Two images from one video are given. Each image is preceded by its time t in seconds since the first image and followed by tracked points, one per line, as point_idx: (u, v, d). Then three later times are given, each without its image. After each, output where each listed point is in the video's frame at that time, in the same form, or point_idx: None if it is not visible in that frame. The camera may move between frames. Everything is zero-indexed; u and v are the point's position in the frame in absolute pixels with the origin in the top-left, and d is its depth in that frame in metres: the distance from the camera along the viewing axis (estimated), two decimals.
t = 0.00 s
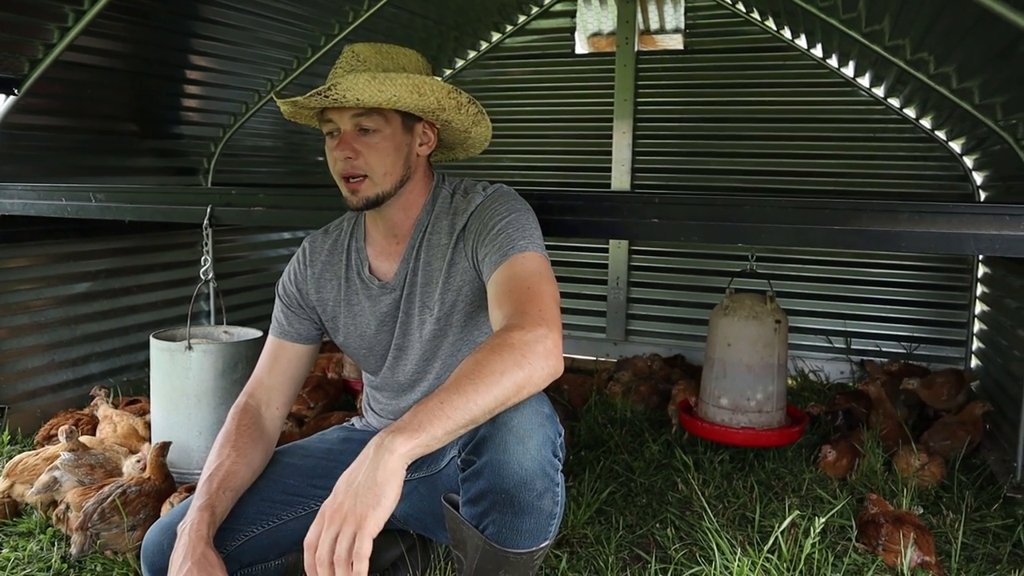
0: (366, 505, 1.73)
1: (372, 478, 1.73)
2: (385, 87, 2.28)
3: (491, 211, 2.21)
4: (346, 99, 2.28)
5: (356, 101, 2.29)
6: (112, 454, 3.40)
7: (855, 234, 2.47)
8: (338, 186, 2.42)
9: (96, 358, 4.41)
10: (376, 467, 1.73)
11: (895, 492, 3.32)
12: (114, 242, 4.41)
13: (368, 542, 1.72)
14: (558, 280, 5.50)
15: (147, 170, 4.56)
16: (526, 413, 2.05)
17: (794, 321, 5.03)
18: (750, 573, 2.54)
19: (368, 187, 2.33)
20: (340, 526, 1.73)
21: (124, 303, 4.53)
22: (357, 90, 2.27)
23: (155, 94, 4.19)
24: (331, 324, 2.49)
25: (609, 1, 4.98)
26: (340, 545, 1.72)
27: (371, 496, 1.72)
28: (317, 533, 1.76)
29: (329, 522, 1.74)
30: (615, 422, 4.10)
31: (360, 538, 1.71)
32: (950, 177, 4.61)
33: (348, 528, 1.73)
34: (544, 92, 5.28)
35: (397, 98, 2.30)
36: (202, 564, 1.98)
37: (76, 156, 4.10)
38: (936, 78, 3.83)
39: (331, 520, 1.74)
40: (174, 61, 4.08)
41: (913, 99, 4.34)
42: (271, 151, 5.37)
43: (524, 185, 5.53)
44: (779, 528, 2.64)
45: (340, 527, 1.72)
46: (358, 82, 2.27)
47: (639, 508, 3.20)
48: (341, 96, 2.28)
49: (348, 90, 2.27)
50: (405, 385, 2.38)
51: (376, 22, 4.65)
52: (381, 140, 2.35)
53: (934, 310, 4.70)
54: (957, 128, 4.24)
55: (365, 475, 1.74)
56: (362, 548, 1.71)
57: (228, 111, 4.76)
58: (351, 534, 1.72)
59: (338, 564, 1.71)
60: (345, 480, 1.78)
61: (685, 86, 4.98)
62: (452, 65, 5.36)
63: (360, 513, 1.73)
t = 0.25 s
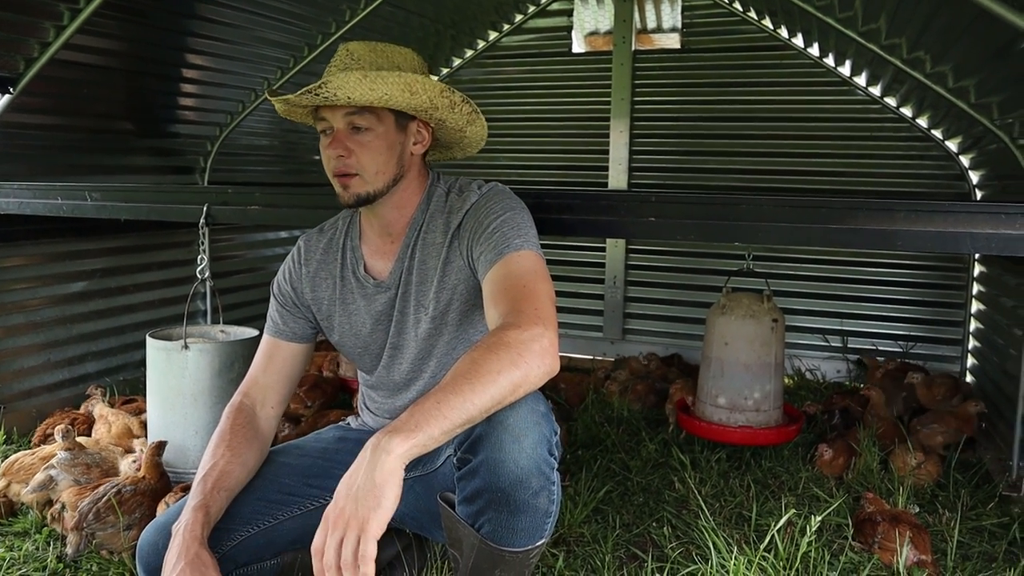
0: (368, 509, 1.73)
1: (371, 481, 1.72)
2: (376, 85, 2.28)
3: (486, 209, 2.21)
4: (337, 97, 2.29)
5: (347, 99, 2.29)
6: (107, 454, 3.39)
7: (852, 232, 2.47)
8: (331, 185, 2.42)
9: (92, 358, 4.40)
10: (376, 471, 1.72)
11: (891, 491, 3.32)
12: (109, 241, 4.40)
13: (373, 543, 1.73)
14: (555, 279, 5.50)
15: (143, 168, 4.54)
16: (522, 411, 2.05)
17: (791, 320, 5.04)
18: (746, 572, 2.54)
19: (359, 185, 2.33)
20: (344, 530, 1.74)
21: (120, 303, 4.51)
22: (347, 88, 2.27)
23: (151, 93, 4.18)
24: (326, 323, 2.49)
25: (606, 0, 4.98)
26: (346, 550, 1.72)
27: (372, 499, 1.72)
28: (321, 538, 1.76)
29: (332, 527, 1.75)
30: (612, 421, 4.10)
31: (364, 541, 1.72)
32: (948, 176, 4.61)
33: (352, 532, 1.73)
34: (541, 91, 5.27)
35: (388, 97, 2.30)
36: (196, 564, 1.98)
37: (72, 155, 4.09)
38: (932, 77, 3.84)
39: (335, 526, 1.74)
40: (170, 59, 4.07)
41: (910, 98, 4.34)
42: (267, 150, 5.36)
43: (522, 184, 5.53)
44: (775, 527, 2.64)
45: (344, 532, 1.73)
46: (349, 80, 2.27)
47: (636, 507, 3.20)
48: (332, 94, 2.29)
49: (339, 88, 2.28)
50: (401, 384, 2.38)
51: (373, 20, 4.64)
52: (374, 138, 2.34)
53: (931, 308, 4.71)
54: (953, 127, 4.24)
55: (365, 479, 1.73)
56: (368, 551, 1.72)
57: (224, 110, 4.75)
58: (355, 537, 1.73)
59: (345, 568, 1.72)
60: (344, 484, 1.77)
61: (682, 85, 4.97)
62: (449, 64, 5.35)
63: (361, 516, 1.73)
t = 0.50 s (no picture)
0: (358, 504, 1.72)
1: (363, 476, 1.72)
2: (361, 85, 2.27)
3: (482, 208, 2.20)
4: (323, 99, 2.29)
5: (334, 101, 2.29)
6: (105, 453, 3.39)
7: (849, 231, 2.47)
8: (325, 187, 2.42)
9: (89, 357, 4.39)
10: (366, 466, 1.72)
11: (888, 489, 3.32)
12: (106, 240, 4.39)
13: (362, 540, 1.72)
14: (552, 278, 5.50)
15: (140, 168, 4.54)
16: (518, 410, 2.05)
17: (788, 319, 5.04)
18: (744, 570, 2.54)
19: (353, 186, 2.33)
20: (332, 526, 1.72)
21: (117, 302, 4.51)
22: (333, 90, 2.27)
23: (148, 92, 4.17)
24: (323, 322, 2.48)
25: None
26: (334, 546, 1.71)
27: (363, 494, 1.72)
28: (310, 535, 1.75)
29: (321, 523, 1.73)
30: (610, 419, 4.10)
31: (353, 537, 1.71)
32: (946, 175, 4.61)
33: (341, 528, 1.72)
34: (539, 90, 5.27)
35: (374, 96, 2.29)
36: (192, 563, 1.97)
37: (68, 154, 4.08)
38: (929, 75, 3.84)
39: (323, 522, 1.73)
40: (166, 58, 4.06)
41: (907, 97, 4.34)
42: (264, 149, 5.35)
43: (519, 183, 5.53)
44: (772, 525, 2.64)
45: (333, 527, 1.72)
46: (335, 82, 2.27)
47: (634, 505, 3.20)
48: (318, 97, 2.29)
49: (325, 90, 2.28)
50: (397, 383, 2.38)
51: (370, 19, 4.64)
52: (365, 138, 2.34)
53: (928, 307, 4.71)
54: (951, 126, 4.24)
55: (355, 474, 1.73)
56: (357, 547, 1.70)
57: (222, 109, 4.74)
58: (345, 533, 1.71)
59: (333, 564, 1.71)
60: (335, 480, 1.77)
61: (680, 84, 4.97)
62: (446, 62, 5.35)
63: (352, 512, 1.72)
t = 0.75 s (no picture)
0: (356, 504, 1.72)
1: (361, 476, 1.72)
2: (353, 84, 2.26)
3: (477, 207, 2.20)
4: (316, 99, 2.28)
5: (327, 101, 2.28)
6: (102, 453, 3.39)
7: (845, 228, 2.47)
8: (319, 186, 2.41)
9: (86, 357, 4.39)
10: (364, 466, 1.72)
11: (886, 487, 3.32)
12: (103, 240, 4.39)
13: (360, 540, 1.71)
14: (550, 276, 5.49)
15: (137, 167, 4.53)
16: (514, 408, 2.05)
17: (786, 317, 5.04)
18: (741, 568, 2.54)
19: (347, 185, 2.32)
20: (330, 526, 1.72)
21: (114, 302, 4.50)
22: (326, 89, 2.26)
23: (145, 92, 4.16)
24: (319, 322, 2.48)
25: None
26: (331, 546, 1.70)
27: (361, 494, 1.72)
28: (308, 534, 1.74)
29: (318, 523, 1.73)
30: (608, 418, 4.09)
31: (351, 536, 1.71)
32: (943, 173, 4.61)
33: (339, 528, 1.71)
34: (536, 88, 5.27)
35: (366, 95, 2.28)
36: (188, 563, 1.97)
37: (64, 154, 4.07)
38: (926, 72, 3.84)
39: (321, 522, 1.72)
40: (163, 57, 4.05)
41: (904, 94, 4.34)
42: (261, 149, 5.34)
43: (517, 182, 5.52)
44: (770, 523, 2.64)
45: (330, 527, 1.71)
46: (328, 81, 2.26)
47: (632, 503, 3.20)
48: (311, 96, 2.28)
49: (318, 90, 2.26)
50: (394, 382, 2.38)
51: (367, 18, 4.63)
52: (358, 137, 2.33)
53: (926, 305, 4.71)
54: (948, 123, 4.24)
55: (353, 474, 1.72)
56: (355, 547, 1.70)
57: (218, 109, 4.73)
58: (343, 533, 1.71)
59: (331, 564, 1.70)
60: (333, 479, 1.76)
61: (677, 82, 4.97)
62: (443, 61, 5.34)
63: (349, 512, 1.72)
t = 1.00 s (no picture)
0: (351, 504, 1.72)
1: (356, 476, 1.72)
2: (392, 74, 2.33)
3: (470, 205, 2.20)
4: (355, 82, 2.30)
5: (363, 87, 2.31)
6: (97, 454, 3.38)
7: (840, 226, 2.47)
8: (326, 176, 2.38)
9: (82, 358, 4.38)
10: (360, 466, 1.72)
11: (882, 484, 3.32)
12: (99, 241, 4.38)
13: (355, 540, 1.71)
14: (547, 275, 5.49)
15: (133, 168, 4.52)
16: (509, 407, 2.06)
17: (783, 314, 5.04)
18: (737, 567, 2.53)
19: (362, 175, 2.31)
20: (325, 526, 1.72)
21: (110, 303, 4.49)
22: (367, 75, 2.30)
23: (140, 92, 4.15)
24: (313, 321, 2.48)
25: None
26: (327, 546, 1.70)
27: (356, 493, 1.71)
28: (304, 535, 1.75)
29: (314, 523, 1.73)
30: (605, 416, 4.09)
31: (346, 537, 1.70)
32: (938, 170, 4.61)
33: (334, 528, 1.71)
34: (531, 87, 5.26)
35: (402, 86, 2.36)
36: (185, 565, 1.97)
37: (59, 154, 4.06)
38: (921, 70, 3.84)
39: (316, 522, 1.72)
40: (158, 57, 4.04)
41: (899, 92, 4.35)
42: (257, 148, 5.33)
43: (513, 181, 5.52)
44: (766, 521, 2.64)
45: (325, 527, 1.71)
46: (369, 68, 2.30)
47: (628, 502, 3.20)
48: (350, 80, 2.30)
49: (359, 75, 2.29)
50: (389, 381, 2.38)
51: (362, 17, 4.62)
52: (378, 129, 2.37)
53: (921, 302, 4.72)
54: (943, 121, 4.25)
55: (349, 473, 1.72)
56: (349, 547, 1.69)
57: (214, 108, 4.72)
58: (338, 533, 1.71)
59: (326, 563, 1.70)
60: (328, 480, 1.77)
61: (673, 80, 4.97)
62: (439, 60, 5.34)
63: (344, 511, 1.72)
